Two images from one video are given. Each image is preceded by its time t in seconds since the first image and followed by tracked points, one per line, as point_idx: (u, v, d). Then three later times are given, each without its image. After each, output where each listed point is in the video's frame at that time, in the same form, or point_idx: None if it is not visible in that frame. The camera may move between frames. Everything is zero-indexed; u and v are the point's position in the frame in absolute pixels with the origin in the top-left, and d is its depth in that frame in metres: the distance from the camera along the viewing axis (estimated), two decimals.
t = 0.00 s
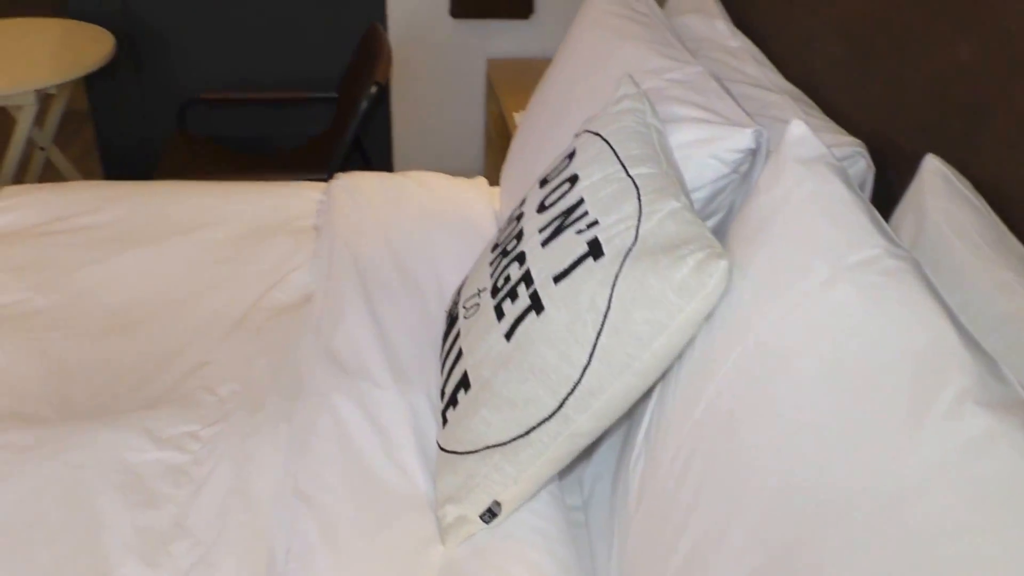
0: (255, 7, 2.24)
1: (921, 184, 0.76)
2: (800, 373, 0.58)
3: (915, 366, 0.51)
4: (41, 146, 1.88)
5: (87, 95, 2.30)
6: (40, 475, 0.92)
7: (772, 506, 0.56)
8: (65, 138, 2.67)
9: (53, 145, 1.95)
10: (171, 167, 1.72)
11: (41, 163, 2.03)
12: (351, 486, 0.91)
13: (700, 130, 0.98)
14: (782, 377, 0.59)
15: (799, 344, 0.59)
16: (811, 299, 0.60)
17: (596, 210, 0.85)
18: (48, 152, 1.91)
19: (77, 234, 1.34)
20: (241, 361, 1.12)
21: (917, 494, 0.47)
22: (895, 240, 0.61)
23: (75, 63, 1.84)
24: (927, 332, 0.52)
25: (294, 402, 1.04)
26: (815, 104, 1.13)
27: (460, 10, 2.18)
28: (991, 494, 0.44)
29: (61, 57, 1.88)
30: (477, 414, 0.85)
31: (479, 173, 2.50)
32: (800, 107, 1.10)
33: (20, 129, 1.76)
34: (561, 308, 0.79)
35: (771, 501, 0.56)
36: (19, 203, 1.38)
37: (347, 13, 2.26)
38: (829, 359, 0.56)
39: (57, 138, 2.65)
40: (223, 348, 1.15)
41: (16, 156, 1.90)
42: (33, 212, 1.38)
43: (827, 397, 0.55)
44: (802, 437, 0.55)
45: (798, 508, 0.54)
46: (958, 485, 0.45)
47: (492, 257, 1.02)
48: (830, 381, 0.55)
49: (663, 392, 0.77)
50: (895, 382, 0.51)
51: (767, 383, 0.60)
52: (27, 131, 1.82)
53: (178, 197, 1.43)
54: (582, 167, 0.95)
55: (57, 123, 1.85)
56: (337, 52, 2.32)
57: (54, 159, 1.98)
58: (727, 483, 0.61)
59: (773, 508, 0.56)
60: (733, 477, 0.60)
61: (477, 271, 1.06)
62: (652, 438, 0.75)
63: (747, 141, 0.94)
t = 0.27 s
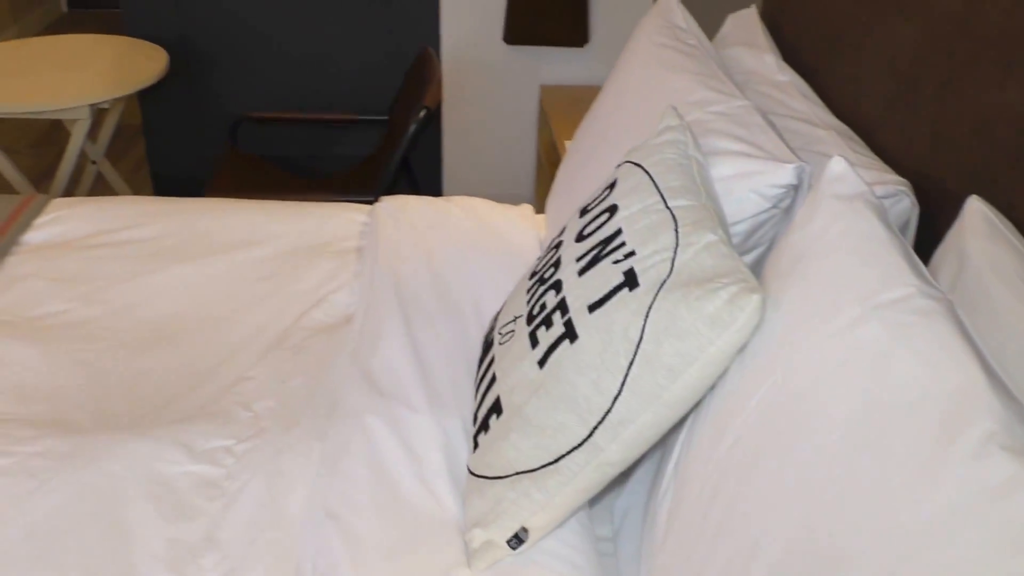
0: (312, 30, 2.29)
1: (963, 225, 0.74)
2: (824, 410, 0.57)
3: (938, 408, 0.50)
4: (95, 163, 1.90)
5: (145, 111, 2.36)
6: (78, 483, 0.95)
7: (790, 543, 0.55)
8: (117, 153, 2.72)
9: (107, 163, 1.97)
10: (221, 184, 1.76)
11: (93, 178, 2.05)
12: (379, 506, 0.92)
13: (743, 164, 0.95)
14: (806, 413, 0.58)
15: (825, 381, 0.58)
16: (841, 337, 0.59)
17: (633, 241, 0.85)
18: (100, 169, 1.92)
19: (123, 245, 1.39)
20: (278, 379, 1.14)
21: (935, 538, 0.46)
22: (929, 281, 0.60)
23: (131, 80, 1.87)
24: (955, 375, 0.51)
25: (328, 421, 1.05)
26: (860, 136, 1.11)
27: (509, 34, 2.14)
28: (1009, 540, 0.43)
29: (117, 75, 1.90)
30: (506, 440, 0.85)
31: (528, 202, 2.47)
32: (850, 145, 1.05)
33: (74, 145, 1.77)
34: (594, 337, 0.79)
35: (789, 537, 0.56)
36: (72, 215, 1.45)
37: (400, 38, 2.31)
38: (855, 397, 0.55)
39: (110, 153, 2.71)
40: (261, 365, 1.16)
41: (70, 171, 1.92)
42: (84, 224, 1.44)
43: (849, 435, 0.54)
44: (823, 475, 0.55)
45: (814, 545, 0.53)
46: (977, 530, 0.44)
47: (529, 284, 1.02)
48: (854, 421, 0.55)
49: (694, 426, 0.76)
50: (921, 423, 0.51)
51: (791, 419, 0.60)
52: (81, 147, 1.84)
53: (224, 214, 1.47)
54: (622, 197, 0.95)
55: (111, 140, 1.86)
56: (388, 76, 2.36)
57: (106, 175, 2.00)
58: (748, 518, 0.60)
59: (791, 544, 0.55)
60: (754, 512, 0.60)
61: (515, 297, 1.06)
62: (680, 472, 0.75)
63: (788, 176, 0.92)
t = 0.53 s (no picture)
0: (356, 52, 2.30)
1: (1001, 265, 0.73)
2: (849, 443, 0.57)
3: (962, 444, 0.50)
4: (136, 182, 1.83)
5: (187, 129, 2.35)
6: (113, 490, 0.98)
7: None
8: (159, 170, 2.74)
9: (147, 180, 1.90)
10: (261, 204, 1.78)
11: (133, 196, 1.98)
12: (404, 526, 0.92)
13: (779, 197, 0.94)
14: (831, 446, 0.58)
15: (851, 415, 0.58)
16: (870, 371, 0.59)
17: (666, 271, 0.84)
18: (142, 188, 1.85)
19: (164, 262, 1.42)
20: (310, 399, 1.16)
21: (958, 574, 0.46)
22: (960, 319, 0.60)
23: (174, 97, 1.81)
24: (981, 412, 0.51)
25: (357, 442, 1.06)
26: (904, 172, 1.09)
27: (556, 64, 2.17)
28: None
29: (162, 94, 1.83)
30: (535, 466, 0.84)
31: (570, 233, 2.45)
32: (888, 181, 1.03)
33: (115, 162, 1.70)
34: (624, 366, 0.79)
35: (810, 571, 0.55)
36: (117, 229, 1.49)
37: (444, 61, 2.29)
38: (880, 429, 0.55)
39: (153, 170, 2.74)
40: (294, 385, 1.18)
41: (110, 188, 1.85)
42: (128, 237, 1.48)
43: (873, 469, 0.54)
44: (845, 508, 0.54)
45: None
46: (999, 567, 0.44)
47: (562, 312, 1.02)
48: (879, 455, 0.54)
49: (722, 459, 0.76)
50: (946, 459, 0.50)
51: (817, 452, 0.59)
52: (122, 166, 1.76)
53: (263, 235, 1.49)
54: (658, 228, 0.93)
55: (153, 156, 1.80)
56: (430, 99, 2.33)
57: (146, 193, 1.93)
58: (770, 550, 0.60)
59: None
60: (777, 545, 0.59)
61: (547, 325, 1.06)
62: (707, 504, 0.74)
63: (822, 213, 0.90)
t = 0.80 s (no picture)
0: (389, 83, 2.33)
1: None
2: (866, 475, 0.57)
3: (978, 479, 0.50)
4: (171, 202, 1.78)
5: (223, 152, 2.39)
6: (141, 505, 1.00)
7: None
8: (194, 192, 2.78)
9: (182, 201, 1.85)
10: (290, 229, 1.80)
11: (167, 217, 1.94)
12: (426, 554, 0.93)
13: (807, 234, 0.93)
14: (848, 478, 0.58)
15: (869, 448, 0.58)
16: (889, 406, 0.59)
17: (691, 304, 0.85)
18: (176, 208, 1.81)
19: (195, 284, 1.45)
20: (335, 423, 1.17)
21: None
22: (982, 357, 0.60)
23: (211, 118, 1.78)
24: (999, 450, 0.51)
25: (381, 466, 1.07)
26: (932, 210, 1.08)
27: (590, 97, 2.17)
28: None
29: (198, 116, 1.78)
30: (556, 495, 0.84)
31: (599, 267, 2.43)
32: (918, 222, 1.01)
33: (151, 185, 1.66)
34: (647, 397, 0.79)
35: None
36: (154, 250, 1.53)
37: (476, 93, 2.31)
38: (897, 463, 0.55)
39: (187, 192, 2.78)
40: (320, 408, 1.20)
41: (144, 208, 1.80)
42: (163, 259, 1.51)
43: (889, 502, 0.54)
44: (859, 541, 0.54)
45: None
46: None
47: (588, 343, 1.03)
48: (896, 487, 0.54)
49: (742, 493, 0.76)
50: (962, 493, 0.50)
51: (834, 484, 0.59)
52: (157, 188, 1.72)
53: (294, 260, 1.52)
54: (684, 261, 0.93)
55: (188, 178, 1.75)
56: (460, 129, 2.35)
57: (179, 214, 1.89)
58: None
59: None
60: None
61: (573, 355, 1.06)
62: (726, 537, 0.73)
63: (851, 250, 0.89)
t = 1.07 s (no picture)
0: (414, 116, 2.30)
1: None
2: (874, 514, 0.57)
3: (985, 520, 0.51)
4: (198, 229, 1.76)
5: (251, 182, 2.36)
6: (161, 527, 1.01)
7: None
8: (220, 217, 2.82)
9: (209, 229, 1.82)
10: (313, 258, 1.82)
11: (195, 245, 1.91)
12: None
13: (828, 274, 0.93)
14: (857, 515, 0.59)
15: (878, 486, 0.59)
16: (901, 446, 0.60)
17: (709, 341, 0.85)
18: (203, 236, 1.78)
19: (220, 311, 1.47)
20: (354, 453, 1.18)
21: None
22: (995, 399, 0.61)
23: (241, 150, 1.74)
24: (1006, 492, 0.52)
25: (397, 497, 1.08)
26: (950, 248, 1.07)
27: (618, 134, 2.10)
28: None
29: (228, 148, 1.78)
30: (570, 528, 0.84)
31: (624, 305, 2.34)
32: (942, 264, 0.99)
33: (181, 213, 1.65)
34: (663, 432, 0.79)
35: None
36: (182, 276, 1.56)
37: (503, 128, 2.28)
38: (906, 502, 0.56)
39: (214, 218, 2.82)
40: (339, 438, 1.21)
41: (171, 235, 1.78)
42: (191, 285, 1.54)
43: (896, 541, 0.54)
44: None
45: None
46: None
47: (607, 378, 1.03)
48: (903, 526, 0.55)
49: (757, 530, 0.76)
50: (969, 533, 0.51)
51: (843, 521, 0.60)
52: (184, 215, 1.71)
53: (317, 289, 1.54)
54: (703, 299, 0.93)
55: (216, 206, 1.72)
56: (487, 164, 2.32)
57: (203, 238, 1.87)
58: None
59: None
60: None
61: (592, 390, 1.06)
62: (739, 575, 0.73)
63: (871, 292, 0.89)
